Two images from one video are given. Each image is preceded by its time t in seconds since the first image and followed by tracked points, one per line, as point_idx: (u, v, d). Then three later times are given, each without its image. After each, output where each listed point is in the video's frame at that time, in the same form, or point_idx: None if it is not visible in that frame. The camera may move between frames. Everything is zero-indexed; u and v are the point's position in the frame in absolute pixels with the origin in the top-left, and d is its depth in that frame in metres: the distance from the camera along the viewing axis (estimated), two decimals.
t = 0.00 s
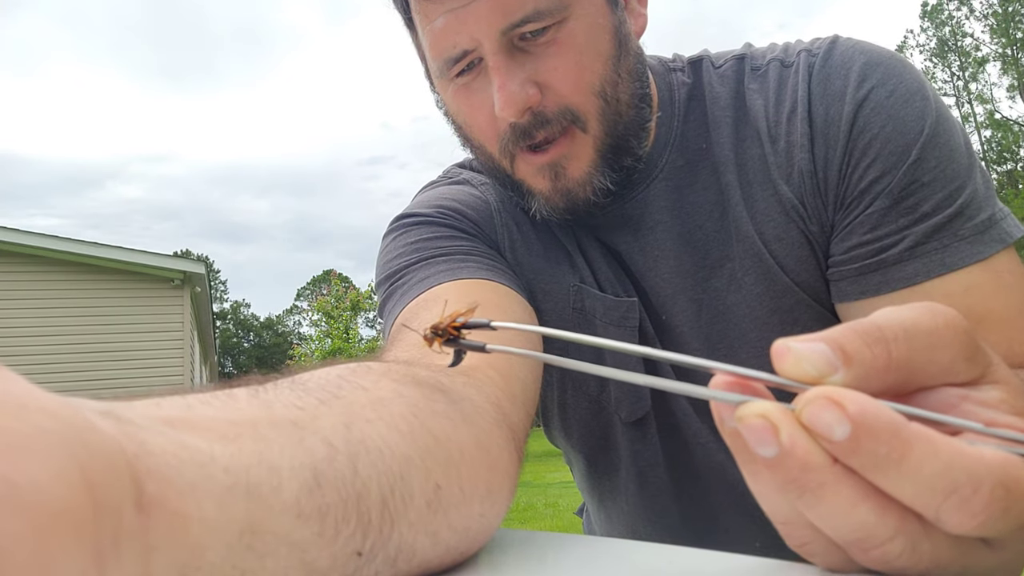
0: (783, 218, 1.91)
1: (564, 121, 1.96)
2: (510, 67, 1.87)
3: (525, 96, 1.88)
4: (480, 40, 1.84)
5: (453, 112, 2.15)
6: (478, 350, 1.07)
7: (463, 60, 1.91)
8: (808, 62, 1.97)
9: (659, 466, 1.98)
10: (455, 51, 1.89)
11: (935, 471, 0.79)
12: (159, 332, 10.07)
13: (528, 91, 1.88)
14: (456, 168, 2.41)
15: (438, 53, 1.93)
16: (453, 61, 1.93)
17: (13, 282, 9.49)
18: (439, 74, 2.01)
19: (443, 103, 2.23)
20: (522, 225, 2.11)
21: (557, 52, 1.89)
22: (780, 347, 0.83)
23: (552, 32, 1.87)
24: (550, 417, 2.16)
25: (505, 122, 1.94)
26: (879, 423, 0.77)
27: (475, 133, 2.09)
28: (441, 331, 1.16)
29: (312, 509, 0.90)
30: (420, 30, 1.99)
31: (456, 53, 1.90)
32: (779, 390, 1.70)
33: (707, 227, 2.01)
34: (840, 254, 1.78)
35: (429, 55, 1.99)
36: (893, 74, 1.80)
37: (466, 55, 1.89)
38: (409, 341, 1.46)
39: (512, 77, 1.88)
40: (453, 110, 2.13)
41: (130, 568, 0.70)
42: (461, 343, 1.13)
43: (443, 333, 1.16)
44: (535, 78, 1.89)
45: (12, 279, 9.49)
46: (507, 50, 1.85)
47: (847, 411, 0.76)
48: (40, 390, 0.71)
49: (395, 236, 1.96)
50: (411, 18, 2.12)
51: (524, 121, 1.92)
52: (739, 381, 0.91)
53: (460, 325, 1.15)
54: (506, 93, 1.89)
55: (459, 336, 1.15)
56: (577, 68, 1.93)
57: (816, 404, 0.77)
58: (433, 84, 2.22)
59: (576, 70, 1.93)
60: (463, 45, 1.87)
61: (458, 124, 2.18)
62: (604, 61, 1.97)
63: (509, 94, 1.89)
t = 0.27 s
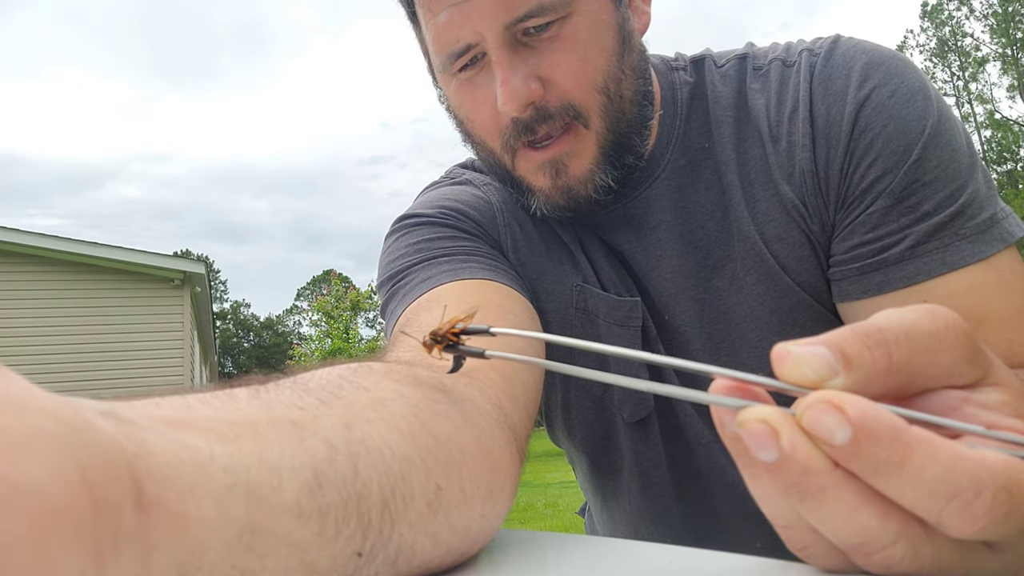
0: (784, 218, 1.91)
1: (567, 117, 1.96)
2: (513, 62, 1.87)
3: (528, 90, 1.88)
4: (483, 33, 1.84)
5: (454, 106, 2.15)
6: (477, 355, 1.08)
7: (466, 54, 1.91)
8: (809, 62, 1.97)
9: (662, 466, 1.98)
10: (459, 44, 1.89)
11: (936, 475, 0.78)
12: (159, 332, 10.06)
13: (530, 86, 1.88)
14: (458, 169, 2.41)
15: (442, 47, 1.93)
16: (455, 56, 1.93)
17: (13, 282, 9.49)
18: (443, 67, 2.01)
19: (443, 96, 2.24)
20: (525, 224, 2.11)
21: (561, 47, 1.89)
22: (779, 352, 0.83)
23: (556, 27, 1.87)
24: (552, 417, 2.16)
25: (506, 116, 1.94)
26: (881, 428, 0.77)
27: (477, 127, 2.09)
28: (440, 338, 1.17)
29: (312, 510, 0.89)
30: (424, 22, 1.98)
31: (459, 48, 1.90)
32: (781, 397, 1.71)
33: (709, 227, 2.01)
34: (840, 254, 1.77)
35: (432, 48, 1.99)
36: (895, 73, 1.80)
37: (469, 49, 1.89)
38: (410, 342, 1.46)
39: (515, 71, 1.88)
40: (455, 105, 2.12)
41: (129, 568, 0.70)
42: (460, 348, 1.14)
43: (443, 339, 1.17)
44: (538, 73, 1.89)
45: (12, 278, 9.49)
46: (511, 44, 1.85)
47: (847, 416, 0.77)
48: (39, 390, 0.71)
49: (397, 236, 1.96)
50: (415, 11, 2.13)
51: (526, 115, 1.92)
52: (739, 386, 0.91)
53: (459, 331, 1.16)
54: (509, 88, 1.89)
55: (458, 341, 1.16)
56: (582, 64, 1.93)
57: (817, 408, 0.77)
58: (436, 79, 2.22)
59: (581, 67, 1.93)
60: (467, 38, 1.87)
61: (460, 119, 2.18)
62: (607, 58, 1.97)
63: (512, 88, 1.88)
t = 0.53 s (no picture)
0: (784, 217, 1.91)
1: (567, 109, 1.96)
2: (515, 53, 1.87)
3: (529, 82, 1.89)
4: (485, 24, 1.84)
5: (454, 99, 2.15)
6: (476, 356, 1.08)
7: (466, 45, 1.91)
8: (809, 61, 1.97)
9: (664, 467, 1.97)
10: (460, 35, 1.89)
11: (937, 476, 0.78)
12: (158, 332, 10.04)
13: (531, 78, 1.89)
14: (458, 169, 2.41)
15: (442, 38, 1.94)
16: (455, 48, 1.93)
17: (12, 282, 9.48)
18: (443, 59, 2.00)
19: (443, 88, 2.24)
20: (526, 224, 2.10)
21: (562, 40, 1.90)
22: (780, 352, 0.85)
23: (557, 21, 1.88)
24: (552, 417, 2.15)
25: (506, 108, 1.94)
26: (882, 429, 0.77)
27: (477, 122, 2.09)
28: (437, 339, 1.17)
29: (312, 511, 0.89)
30: (425, 15, 1.98)
31: (460, 39, 1.90)
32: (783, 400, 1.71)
33: (709, 226, 2.01)
34: (841, 254, 1.77)
35: (433, 40, 1.99)
36: (896, 71, 1.80)
37: (471, 40, 1.89)
38: (410, 342, 1.46)
39: (516, 62, 1.88)
40: (455, 99, 2.12)
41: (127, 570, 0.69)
42: (457, 350, 1.14)
43: (440, 340, 1.18)
44: (539, 65, 1.89)
45: (11, 278, 9.47)
46: (512, 35, 1.86)
47: (849, 416, 0.76)
48: (37, 390, 0.70)
49: (397, 236, 1.95)
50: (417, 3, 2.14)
51: (527, 107, 1.92)
52: (741, 387, 0.90)
53: (456, 332, 1.15)
54: (510, 78, 1.89)
55: (456, 343, 1.16)
56: (584, 54, 1.94)
57: (818, 409, 0.77)
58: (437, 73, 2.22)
59: (581, 58, 1.94)
60: (468, 29, 1.87)
61: (460, 114, 2.18)
62: (608, 51, 1.99)
63: (513, 79, 1.89)
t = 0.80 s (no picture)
0: (783, 216, 1.91)
1: (564, 108, 1.96)
2: (514, 50, 1.88)
3: (527, 79, 1.89)
4: (485, 22, 1.86)
5: (452, 96, 2.15)
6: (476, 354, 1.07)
7: (465, 42, 1.93)
8: (807, 60, 1.97)
9: (661, 466, 1.97)
10: (459, 32, 1.91)
11: (937, 474, 0.78)
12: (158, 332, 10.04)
13: (530, 75, 1.89)
14: (455, 168, 2.41)
15: (441, 35, 1.95)
16: (454, 45, 1.94)
17: (11, 282, 9.47)
18: (442, 56, 2.01)
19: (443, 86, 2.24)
20: (524, 224, 2.10)
21: (561, 38, 1.91)
22: (779, 348, 0.83)
23: (556, 18, 1.89)
24: (549, 417, 2.15)
25: (505, 105, 1.94)
26: (882, 425, 0.77)
27: (475, 120, 2.09)
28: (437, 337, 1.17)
29: (312, 511, 0.89)
30: (424, 11, 2.00)
31: (459, 35, 1.91)
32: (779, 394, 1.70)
33: (707, 225, 2.01)
34: (840, 252, 1.77)
35: (433, 36, 2.00)
36: (893, 71, 1.80)
37: (468, 37, 1.91)
38: (410, 342, 1.46)
39: (514, 60, 1.89)
40: (454, 97, 2.13)
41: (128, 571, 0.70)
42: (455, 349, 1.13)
43: (439, 338, 1.17)
44: (537, 63, 1.90)
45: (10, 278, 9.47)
46: (512, 33, 1.87)
47: (849, 413, 0.77)
48: (38, 391, 0.70)
49: (394, 235, 1.95)
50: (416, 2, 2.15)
51: (525, 105, 1.92)
52: (741, 384, 0.90)
53: (455, 331, 1.15)
54: (507, 77, 1.90)
55: (455, 341, 1.15)
56: (582, 52, 1.94)
57: (817, 406, 0.78)
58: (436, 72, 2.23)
59: (579, 56, 1.94)
60: (467, 25, 1.89)
61: (458, 112, 2.19)
62: (608, 49, 1.99)
63: (511, 77, 1.89)
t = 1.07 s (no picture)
0: (780, 214, 1.92)
1: (569, 99, 2.00)
2: (518, 41, 1.95)
3: (533, 70, 1.94)
4: (490, 12, 1.93)
5: (453, 94, 2.21)
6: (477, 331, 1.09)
7: (470, 34, 1.99)
8: (802, 58, 1.99)
9: (657, 465, 1.98)
10: (463, 23, 1.97)
11: (932, 417, 0.76)
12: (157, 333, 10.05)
13: (535, 66, 1.95)
14: (450, 168, 2.41)
15: (444, 27, 2.01)
16: (457, 36, 2.01)
17: (11, 282, 9.48)
18: (443, 50, 2.07)
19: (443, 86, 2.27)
20: (520, 224, 2.10)
21: (565, 29, 1.95)
22: (767, 302, 0.85)
23: (558, 10, 1.95)
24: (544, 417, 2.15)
25: (510, 97, 1.99)
26: (870, 370, 0.75)
27: (477, 115, 2.13)
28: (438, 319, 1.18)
29: (310, 511, 0.89)
30: (427, 7, 2.06)
31: (463, 27, 1.98)
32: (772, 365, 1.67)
33: (703, 223, 2.00)
34: (846, 244, 1.76)
35: (433, 32, 2.07)
36: (889, 66, 1.80)
37: (473, 28, 1.97)
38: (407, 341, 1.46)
39: (520, 51, 1.95)
40: (455, 94, 2.19)
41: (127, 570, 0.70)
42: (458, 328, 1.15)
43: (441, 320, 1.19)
44: (542, 54, 1.95)
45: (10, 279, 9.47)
46: (515, 23, 1.94)
47: (834, 360, 0.75)
48: (38, 391, 0.71)
49: (390, 235, 1.96)
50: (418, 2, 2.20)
51: (531, 96, 1.96)
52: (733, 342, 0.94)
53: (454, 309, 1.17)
54: (513, 67, 1.95)
55: (457, 320, 1.17)
56: (585, 44, 1.98)
57: (801, 354, 0.77)
58: (436, 70, 2.27)
59: (583, 47, 1.98)
60: (471, 17, 1.95)
61: (460, 109, 2.23)
62: (609, 41, 2.02)
63: (516, 67, 1.95)
